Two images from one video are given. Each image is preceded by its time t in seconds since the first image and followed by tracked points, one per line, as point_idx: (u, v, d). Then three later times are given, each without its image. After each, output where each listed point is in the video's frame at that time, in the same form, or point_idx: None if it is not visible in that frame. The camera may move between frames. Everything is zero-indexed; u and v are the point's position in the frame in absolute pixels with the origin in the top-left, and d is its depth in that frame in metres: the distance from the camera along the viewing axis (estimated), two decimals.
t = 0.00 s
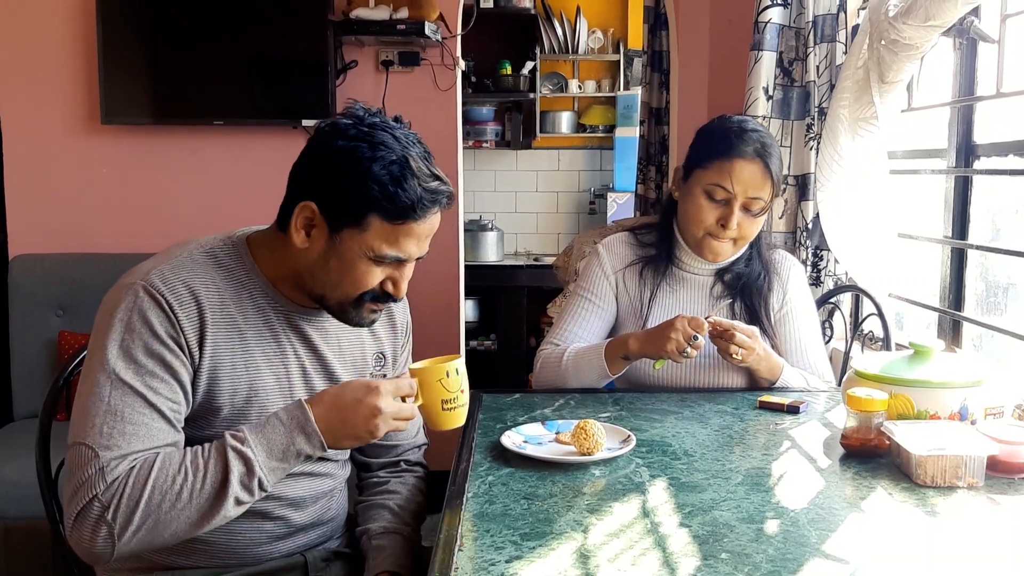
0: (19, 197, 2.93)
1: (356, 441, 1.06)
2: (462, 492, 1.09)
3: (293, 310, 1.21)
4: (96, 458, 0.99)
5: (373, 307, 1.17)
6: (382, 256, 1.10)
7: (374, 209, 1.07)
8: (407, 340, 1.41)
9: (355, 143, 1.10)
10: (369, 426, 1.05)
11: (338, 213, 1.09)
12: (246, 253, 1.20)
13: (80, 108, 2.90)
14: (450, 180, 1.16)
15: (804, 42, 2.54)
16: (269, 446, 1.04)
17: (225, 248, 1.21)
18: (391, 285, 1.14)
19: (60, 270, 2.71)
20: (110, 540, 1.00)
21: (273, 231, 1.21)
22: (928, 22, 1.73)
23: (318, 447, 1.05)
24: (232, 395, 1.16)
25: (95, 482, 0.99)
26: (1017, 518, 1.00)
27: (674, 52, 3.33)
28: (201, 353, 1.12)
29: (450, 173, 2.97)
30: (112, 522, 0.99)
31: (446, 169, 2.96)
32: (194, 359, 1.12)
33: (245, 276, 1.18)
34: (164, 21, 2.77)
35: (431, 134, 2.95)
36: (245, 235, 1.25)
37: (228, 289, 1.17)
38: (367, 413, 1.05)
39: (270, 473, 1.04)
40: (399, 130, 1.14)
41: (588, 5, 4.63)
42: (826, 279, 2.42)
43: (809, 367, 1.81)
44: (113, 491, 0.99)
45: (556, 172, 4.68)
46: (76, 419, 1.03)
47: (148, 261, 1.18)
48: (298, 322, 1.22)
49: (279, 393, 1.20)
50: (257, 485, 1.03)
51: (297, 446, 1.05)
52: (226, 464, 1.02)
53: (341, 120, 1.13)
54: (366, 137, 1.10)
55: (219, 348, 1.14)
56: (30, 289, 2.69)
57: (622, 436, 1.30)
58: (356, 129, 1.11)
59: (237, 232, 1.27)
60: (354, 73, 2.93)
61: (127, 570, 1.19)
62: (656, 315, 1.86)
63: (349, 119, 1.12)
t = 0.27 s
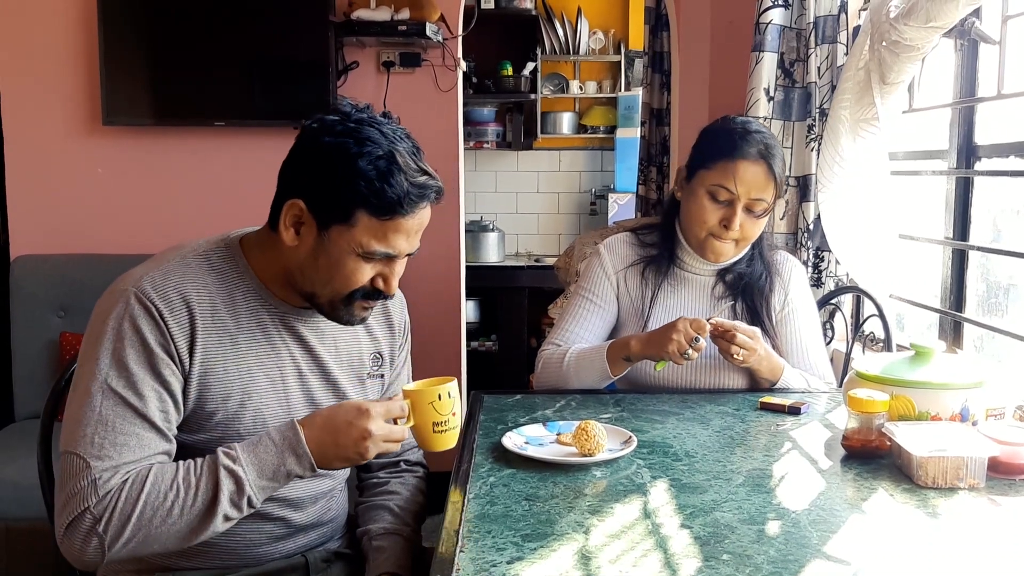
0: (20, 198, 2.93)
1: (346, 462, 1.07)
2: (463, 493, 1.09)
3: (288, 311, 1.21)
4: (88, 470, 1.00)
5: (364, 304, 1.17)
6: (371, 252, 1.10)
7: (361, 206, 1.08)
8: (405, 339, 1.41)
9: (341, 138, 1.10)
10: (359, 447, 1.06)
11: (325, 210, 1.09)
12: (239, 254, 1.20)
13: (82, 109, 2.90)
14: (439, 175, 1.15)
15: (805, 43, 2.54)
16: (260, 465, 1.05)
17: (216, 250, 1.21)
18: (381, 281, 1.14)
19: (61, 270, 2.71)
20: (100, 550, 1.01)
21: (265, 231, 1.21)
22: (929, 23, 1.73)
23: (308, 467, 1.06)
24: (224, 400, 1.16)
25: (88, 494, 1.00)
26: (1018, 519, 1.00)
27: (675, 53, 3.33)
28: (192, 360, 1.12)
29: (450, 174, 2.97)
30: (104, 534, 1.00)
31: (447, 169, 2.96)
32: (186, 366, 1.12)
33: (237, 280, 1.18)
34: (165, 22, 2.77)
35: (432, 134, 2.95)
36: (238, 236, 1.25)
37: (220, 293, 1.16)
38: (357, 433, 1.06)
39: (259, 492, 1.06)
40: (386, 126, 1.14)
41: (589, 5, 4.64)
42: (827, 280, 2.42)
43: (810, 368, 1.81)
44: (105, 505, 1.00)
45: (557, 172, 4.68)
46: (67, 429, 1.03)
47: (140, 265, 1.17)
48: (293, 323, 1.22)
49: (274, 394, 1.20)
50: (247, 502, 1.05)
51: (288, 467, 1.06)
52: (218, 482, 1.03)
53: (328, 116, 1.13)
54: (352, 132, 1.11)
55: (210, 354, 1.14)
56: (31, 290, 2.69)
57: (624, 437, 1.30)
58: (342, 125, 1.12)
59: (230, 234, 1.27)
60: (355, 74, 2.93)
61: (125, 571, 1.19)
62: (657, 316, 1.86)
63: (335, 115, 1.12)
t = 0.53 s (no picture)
0: (21, 198, 2.93)
1: (344, 471, 1.08)
2: (464, 493, 1.09)
3: (280, 310, 1.21)
4: (85, 479, 1.00)
5: (354, 298, 1.17)
6: (360, 246, 1.11)
7: (350, 199, 1.08)
8: (401, 338, 1.41)
9: (328, 132, 1.11)
10: (356, 457, 1.07)
11: (314, 205, 1.09)
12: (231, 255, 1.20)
13: (83, 109, 2.90)
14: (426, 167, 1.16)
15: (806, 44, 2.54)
16: (258, 476, 1.06)
17: (208, 252, 1.20)
18: (372, 275, 1.14)
19: (62, 271, 2.71)
20: (98, 557, 1.02)
21: (255, 231, 1.21)
22: (930, 24, 1.73)
23: (306, 477, 1.07)
24: (218, 403, 1.15)
25: (86, 502, 1.00)
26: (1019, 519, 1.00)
27: (676, 54, 3.33)
28: (185, 363, 1.12)
29: (451, 175, 2.97)
30: (103, 543, 1.01)
31: (448, 170, 2.96)
32: (180, 370, 1.12)
33: (229, 282, 1.18)
34: (166, 22, 2.77)
35: (432, 135, 2.95)
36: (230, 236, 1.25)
37: (213, 296, 1.16)
38: (356, 443, 1.07)
39: (258, 501, 1.07)
40: (372, 120, 1.15)
41: (590, 6, 4.64)
42: (828, 280, 2.42)
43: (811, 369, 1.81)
44: (104, 514, 1.00)
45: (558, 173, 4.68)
46: (63, 436, 1.03)
47: (132, 270, 1.17)
48: (287, 324, 1.22)
49: (269, 395, 1.20)
50: (245, 511, 1.06)
51: (286, 477, 1.07)
52: (217, 491, 1.04)
53: (315, 111, 1.14)
54: (338, 126, 1.11)
55: (204, 358, 1.14)
56: (32, 290, 2.69)
57: (625, 438, 1.31)
58: (329, 119, 1.12)
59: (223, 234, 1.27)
60: (355, 75, 2.93)
61: (124, 572, 1.19)
62: (658, 316, 1.86)
63: (321, 110, 1.13)
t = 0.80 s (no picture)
0: (21, 199, 2.93)
1: (351, 474, 1.09)
2: (464, 494, 1.09)
3: (275, 310, 1.21)
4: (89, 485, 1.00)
5: (353, 292, 1.17)
6: (359, 240, 1.11)
7: (347, 195, 1.08)
8: (397, 337, 1.41)
9: (319, 128, 1.10)
10: (362, 459, 1.07)
11: (311, 202, 1.09)
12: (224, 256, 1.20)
13: (83, 109, 2.90)
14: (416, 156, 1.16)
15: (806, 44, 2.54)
16: (265, 479, 1.07)
17: (201, 253, 1.20)
18: (371, 268, 1.15)
19: (62, 271, 2.71)
20: (106, 562, 1.02)
21: (249, 232, 1.21)
22: (930, 24, 1.73)
23: (312, 480, 1.07)
24: (213, 403, 1.15)
25: (92, 508, 1.00)
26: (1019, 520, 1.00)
27: (676, 54, 3.33)
28: (182, 364, 1.12)
29: (451, 175, 2.97)
30: (112, 549, 1.01)
31: (448, 170, 2.96)
32: (177, 372, 1.12)
33: (222, 283, 1.18)
34: (166, 22, 2.77)
35: (433, 135, 2.95)
36: (223, 236, 1.25)
37: (206, 297, 1.16)
38: (362, 445, 1.07)
39: (265, 505, 1.07)
40: (360, 113, 1.15)
41: (590, 7, 4.65)
42: (828, 281, 2.43)
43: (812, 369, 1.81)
44: (111, 519, 1.00)
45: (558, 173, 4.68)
46: (64, 442, 1.03)
47: (124, 273, 1.17)
48: (281, 324, 1.22)
49: (264, 394, 1.20)
50: (253, 514, 1.06)
51: (292, 481, 1.07)
52: (224, 495, 1.05)
53: (302, 107, 1.13)
54: (328, 121, 1.11)
55: (200, 360, 1.14)
56: (33, 291, 2.69)
57: (625, 438, 1.31)
58: (317, 114, 1.12)
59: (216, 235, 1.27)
60: (355, 75, 2.93)
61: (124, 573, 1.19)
62: (660, 317, 1.86)
63: (308, 106, 1.12)
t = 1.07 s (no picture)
0: (22, 199, 2.94)
1: (374, 461, 1.10)
2: (465, 494, 1.09)
3: (274, 310, 1.21)
4: (112, 483, 1.00)
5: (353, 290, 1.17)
6: (360, 240, 1.11)
7: (347, 195, 1.08)
8: (393, 337, 1.41)
9: (319, 129, 1.10)
10: (384, 446, 1.09)
11: (311, 202, 1.09)
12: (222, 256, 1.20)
13: (84, 109, 2.90)
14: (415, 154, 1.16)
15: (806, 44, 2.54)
16: (290, 468, 1.07)
17: (198, 253, 1.20)
18: (371, 267, 1.15)
19: (63, 270, 2.72)
20: (137, 561, 1.02)
21: (246, 231, 1.21)
22: (930, 24, 1.74)
23: (337, 468, 1.08)
24: (213, 403, 1.15)
25: (117, 506, 1.00)
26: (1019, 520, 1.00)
27: (677, 54, 3.34)
28: (188, 359, 1.12)
29: (452, 175, 2.97)
30: (142, 545, 1.01)
31: (448, 170, 2.96)
32: (184, 368, 1.12)
33: (220, 282, 1.18)
34: (167, 22, 2.78)
35: (433, 135, 2.95)
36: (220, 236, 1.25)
37: (206, 296, 1.16)
38: (384, 432, 1.09)
39: (292, 494, 1.07)
40: (359, 113, 1.14)
41: (590, 7, 4.67)
42: (828, 280, 2.43)
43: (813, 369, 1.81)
44: (138, 515, 1.00)
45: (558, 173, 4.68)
46: (82, 443, 1.03)
47: (122, 274, 1.16)
48: (279, 324, 1.22)
49: (262, 394, 1.20)
50: (280, 505, 1.07)
51: (317, 468, 1.08)
52: (251, 485, 1.05)
53: (301, 107, 1.13)
54: (328, 122, 1.11)
55: (204, 358, 1.14)
56: (33, 290, 2.69)
57: (626, 438, 1.31)
58: (315, 115, 1.11)
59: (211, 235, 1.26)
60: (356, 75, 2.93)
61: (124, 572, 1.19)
62: (660, 316, 1.86)
63: (307, 106, 1.12)
